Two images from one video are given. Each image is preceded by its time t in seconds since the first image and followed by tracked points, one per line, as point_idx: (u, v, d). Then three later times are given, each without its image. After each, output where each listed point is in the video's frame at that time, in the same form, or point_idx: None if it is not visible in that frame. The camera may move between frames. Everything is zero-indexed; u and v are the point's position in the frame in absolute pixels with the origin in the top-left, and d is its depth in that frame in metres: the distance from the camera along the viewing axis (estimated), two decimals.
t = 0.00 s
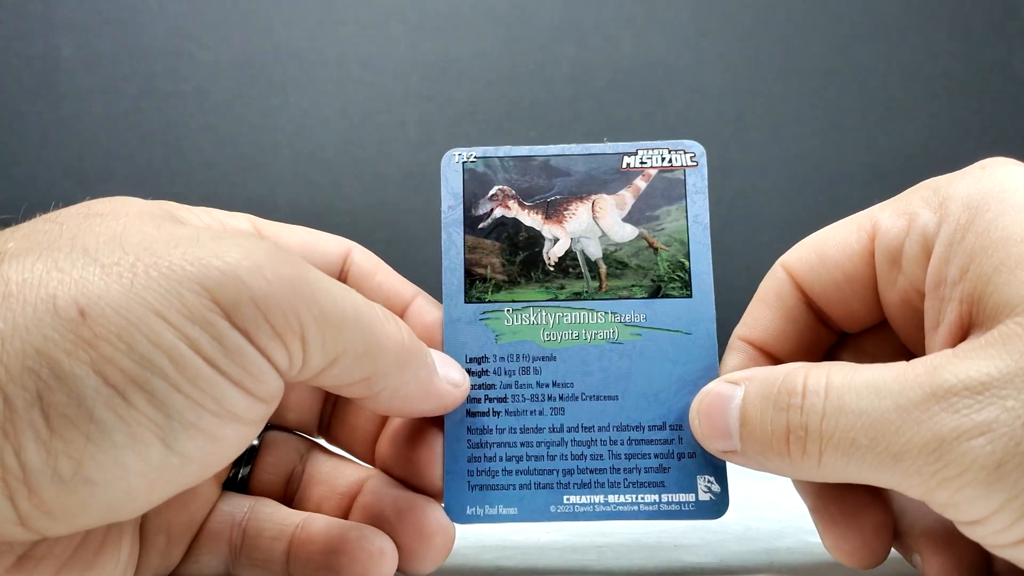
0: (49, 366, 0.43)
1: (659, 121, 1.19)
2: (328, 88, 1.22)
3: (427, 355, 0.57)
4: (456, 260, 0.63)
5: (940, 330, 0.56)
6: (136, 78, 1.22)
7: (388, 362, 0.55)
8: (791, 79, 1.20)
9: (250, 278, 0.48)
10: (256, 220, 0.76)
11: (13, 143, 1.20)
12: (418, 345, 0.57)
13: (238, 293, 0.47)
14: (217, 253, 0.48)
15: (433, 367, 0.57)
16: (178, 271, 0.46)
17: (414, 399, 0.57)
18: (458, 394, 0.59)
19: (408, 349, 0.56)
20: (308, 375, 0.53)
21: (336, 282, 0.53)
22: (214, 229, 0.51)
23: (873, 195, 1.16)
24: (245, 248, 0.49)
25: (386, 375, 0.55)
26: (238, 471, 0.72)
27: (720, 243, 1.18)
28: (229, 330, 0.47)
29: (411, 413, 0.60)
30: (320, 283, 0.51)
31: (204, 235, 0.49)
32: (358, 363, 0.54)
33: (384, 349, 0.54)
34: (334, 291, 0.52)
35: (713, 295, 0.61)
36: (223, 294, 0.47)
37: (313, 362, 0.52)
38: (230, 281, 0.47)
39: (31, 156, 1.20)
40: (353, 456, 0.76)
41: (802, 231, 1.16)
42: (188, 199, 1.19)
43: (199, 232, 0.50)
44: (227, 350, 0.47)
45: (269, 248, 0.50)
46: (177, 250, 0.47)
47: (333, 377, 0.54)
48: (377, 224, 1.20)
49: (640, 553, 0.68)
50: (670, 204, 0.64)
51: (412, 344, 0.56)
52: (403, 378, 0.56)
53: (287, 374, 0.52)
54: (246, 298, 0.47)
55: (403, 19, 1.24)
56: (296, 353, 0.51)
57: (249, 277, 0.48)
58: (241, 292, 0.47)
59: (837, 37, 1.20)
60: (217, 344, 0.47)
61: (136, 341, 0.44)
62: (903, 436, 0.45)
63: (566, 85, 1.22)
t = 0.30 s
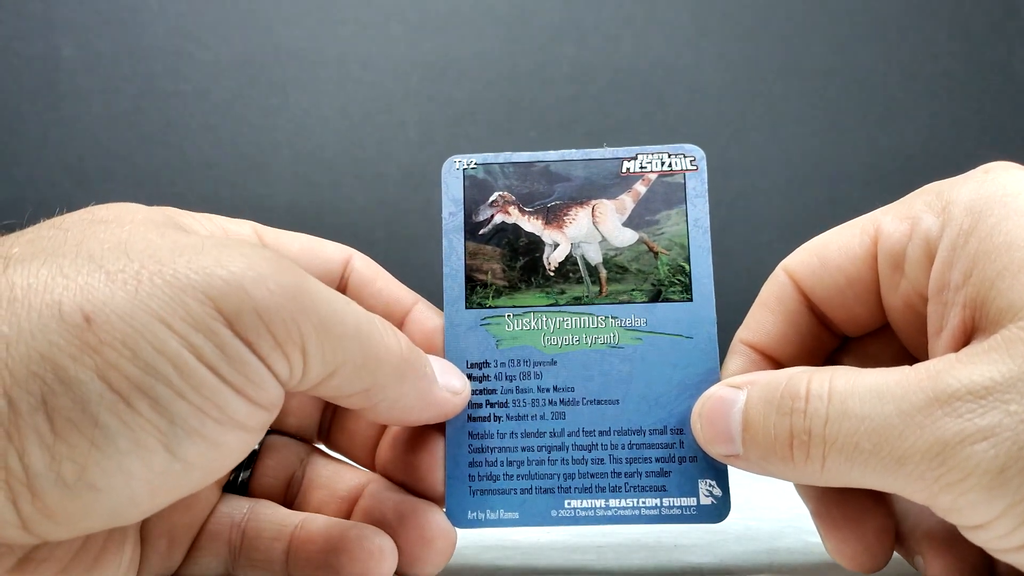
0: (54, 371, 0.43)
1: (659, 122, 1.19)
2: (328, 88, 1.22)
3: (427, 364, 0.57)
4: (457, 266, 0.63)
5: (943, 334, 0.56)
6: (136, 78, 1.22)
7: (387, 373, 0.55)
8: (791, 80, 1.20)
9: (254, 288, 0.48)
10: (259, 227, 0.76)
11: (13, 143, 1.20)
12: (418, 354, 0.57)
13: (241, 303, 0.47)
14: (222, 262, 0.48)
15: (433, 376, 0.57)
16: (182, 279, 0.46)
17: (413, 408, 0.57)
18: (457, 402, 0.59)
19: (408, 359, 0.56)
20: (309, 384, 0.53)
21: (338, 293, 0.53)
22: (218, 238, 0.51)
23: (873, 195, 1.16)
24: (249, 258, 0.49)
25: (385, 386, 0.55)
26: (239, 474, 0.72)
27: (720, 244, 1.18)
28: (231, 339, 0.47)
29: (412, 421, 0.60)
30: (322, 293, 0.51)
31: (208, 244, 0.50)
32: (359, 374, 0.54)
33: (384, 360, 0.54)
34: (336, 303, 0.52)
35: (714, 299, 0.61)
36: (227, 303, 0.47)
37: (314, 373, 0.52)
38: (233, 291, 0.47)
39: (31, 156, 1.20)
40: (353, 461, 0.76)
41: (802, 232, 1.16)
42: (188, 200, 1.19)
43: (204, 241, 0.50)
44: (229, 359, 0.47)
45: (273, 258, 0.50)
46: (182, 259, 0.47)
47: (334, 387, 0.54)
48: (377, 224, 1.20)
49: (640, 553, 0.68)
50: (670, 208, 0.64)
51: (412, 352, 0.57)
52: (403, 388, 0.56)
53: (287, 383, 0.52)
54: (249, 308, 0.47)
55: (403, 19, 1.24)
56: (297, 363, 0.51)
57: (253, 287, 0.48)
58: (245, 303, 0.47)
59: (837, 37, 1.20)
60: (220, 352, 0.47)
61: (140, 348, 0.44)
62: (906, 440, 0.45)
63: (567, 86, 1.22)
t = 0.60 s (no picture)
0: (57, 373, 0.43)
1: (659, 122, 1.20)
2: (327, 88, 1.22)
3: (426, 367, 0.57)
4: (456, 266, 0.64)
5: (957, 322, 0.55)
6: (136, 78, 1.22)
7: (387, 377, 0.55)
8: (790, 80, 1.20)
9: (256, 294, 0.47)
10: (259, 226, 0.76)
11: (13, 143, 1.20)
12: (417, 359, 0.57)
13: (243, 308, 0.47)
14: (224, 268, 0.48)
15: (432, 379, 0.57)
16: (184, 283, 0.46)
17: (413, 409, 0.58)
18: (456, 404, 0.59)
19: (407, 363, 0.56)
20: (309, 389, 0.53)
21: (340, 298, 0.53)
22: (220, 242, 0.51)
23: (874, 195, 1.16)
24: (250, 262, 0.49)
25: (384, 390, 0.56)
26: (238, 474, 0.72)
27: (720, 244, 1.18)
28: (233, 343, 0.47)
29: (411, 422, 0.60)
30: (323, 298, 0.51)
31: (211, 247, 0.50)
32: (359, 379, 0.54)
33: (384, 365, 0.54)
34: (338, 309, 0.52)
35: (712, 296, 0.61)
36: (228, 308, 0.47)
37: (314, 378, 0.52)
38: (235, 296, 0.47)
39: (30, 156, 1.20)
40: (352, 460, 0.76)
41: (802, 231, 1.16)
42: (188, 200, 1.19)
43: (206, 244, 0.50)
44: (231, 364, 0.47)
45: (275, 262, 0.50)
46: (185, 262, 0.47)
47: (334, 392, 0.54)
48: (377, 224, 1.20)
49: (641, 553, 0.68)
50: (668, 205, 0.64)
51: (411, 356, 0.57)
52: (403, 392, 0.56)
53: (287, 388, 0.52)
54: (251, 313, 0.47)
55: (403, 19, 1.24)
56: (296, 369, 0.51)
57: (255, 293, 0.47)
58: (247, 308, 0.47)
59: (836, 37, 1.20)
60: (221, 356, 0.47)
61: (142, 350, 0.44)
62: (916, 427, 0.45)
63: (566, 86, 1.22)
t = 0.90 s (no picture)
0: (61, 375, 0.43)
1: (658, 123, 1.20)
2: (328, 88, 1.22)
3: (424, 369, 0.58)
4: (452, 268, 0.64)
5: None
6: (136, 78, 1.22)
7: (385, 379, 0.55)
8: (789, 80, 1.20)
9: (259, 296, 0.48)
10: (257, 227, 0.76)
11: (14, 143, 1.20)
12: (416, 361, 0.57)
13: (246, 311, 0.47)
14: (227, 270, 0.48)
15: (429, 380, 0.58)
16: (187, 285, 0.47)
17: (410, 411, 0.58)
18: (453, 404, 0.59)
19: (406, 365, 0.56)
20: (309, 391, 0.54)
21: (340, 301, 0.54)
22: (221, 244, 0.52)
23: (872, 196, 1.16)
24: (252, 265, 0.49)
25: (382, 392, 0.56)
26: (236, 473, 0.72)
27: (718, 244, 1.18)
28: (236, 346, 0.48)
29: (409, 423, 0.60)
30: (324, 301, 0.52)
31: (213, 250, 0.50)
32: (358, 380, 0.54)
33: (383, 367, 0.55)
34: (338, 311, 0.52)
35: (706, 297, 0.62)
36: (231, 310, 0.47)
37: (314, 380, 0.53)
38: (238, 298, 0.47)
39: (30, 156, 1.20)
40: (349, 459, 0.77)
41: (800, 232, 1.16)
42: (189, 200, 1.19)
43: (209, 247, 0.50)
44: (233, 366, 0.48)
45: (277, 266, 0.51)
46: (188, 266, 0.48)
47: (333, 393, 0.55)
48: (377, 224, 1.21)
49: (640, 552, 0.68)
50: (661, 209, 0.64)
51: (409, 358, 0.57)
52: (401, 394, 0.57)
53: (287, 390, 0.53)
54: (253, 315, 0.48)
55: (403, 20, 1.24)
56: (297, 371, 0.51)
57: (257, 295, 0.48)
58: (249, 310, 0.48)
59: (835, 38, 1.21)
60: (224, 358, 0.47)
61: (146, 352, 0.45)
62: (1007, 406, 0.36)
63: (566, 87, 1.22)
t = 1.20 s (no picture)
0: (62, 375, 0.44)
1: (657, 122, 1.20)
2: (328, 89, 1.23)
3: (422, 371, 0.58)
4: (451, 269, 0.64)
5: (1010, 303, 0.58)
6: (136, 79, 1.22)
7: (384, 381, 0.55)
8: (788, 80, 1.20)
9: (258, 299, 0.48)
10: (256, 228, 0.77)
11: (13, 143, 1.20)
12: (414, 363, 0.58)
13: (246, 313, 0.48)
14: (228, 273, 0.48)
15: (427, 382, 0.58)
16: (187, 287, 0.47)
17: (409, 412, 0.58)
18: (452, 406, 0.59)
19: (404, 368, 0.56)
20: (308, 393, 0.54)
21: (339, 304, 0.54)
22: (222, 247, 0.52)
23: (872, 195, 1.16)
24: (252, 268, 0.49)
25: (381, 395, 0.56)
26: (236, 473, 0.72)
27: (718, 244, 1.18)
28: (235, 348, 0.48)
29: (409, 425, 0.60)
30: (323, 304, 0.52)
31: (214, 253, 0.50)
32: (357, 383, 0.54)
33: (381, 369, 0.55)
34: (337, 315, 0.52)
35: (704, 296, 0.62)
36: (231, 312, 0.47)
37: (312, 383, 0.53)
38: (238, 300, 0.48)
39: (29, 156, 1.20)
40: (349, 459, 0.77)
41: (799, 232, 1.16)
42: (189, 200, 1.19)
43: (209, 250, 0.51)
44: (232, 368, 0.48)
45: (277, 268, 0.51)
46: (188, 267, 0.48)
47: (332, 396, 0.55)
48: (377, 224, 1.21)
49: (641, 553, 0.68)
50: (659, 208, 0.64)
51: (408, 360, 0.57)
52: (400, 396, 0.57)
53: (286, 393, 0.53)
54: (252, 319, 0.48)
55: (402, 20, 1.25)
56: (296, 373, 0.51)
57: (257, 298, 0.48)
58: (249, 313, 0.48)
59: (835, 37, 1.21)
60: (224, 360, 0.47)
61: (146, 354, 0.45)
62: (941, 390, 0.43)
63: (566, 87, 1.22)
